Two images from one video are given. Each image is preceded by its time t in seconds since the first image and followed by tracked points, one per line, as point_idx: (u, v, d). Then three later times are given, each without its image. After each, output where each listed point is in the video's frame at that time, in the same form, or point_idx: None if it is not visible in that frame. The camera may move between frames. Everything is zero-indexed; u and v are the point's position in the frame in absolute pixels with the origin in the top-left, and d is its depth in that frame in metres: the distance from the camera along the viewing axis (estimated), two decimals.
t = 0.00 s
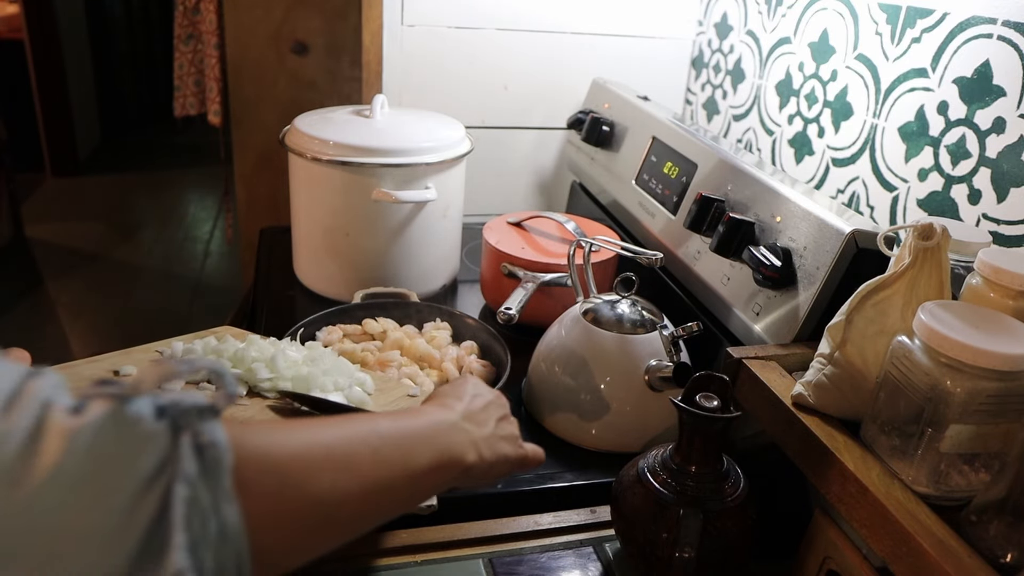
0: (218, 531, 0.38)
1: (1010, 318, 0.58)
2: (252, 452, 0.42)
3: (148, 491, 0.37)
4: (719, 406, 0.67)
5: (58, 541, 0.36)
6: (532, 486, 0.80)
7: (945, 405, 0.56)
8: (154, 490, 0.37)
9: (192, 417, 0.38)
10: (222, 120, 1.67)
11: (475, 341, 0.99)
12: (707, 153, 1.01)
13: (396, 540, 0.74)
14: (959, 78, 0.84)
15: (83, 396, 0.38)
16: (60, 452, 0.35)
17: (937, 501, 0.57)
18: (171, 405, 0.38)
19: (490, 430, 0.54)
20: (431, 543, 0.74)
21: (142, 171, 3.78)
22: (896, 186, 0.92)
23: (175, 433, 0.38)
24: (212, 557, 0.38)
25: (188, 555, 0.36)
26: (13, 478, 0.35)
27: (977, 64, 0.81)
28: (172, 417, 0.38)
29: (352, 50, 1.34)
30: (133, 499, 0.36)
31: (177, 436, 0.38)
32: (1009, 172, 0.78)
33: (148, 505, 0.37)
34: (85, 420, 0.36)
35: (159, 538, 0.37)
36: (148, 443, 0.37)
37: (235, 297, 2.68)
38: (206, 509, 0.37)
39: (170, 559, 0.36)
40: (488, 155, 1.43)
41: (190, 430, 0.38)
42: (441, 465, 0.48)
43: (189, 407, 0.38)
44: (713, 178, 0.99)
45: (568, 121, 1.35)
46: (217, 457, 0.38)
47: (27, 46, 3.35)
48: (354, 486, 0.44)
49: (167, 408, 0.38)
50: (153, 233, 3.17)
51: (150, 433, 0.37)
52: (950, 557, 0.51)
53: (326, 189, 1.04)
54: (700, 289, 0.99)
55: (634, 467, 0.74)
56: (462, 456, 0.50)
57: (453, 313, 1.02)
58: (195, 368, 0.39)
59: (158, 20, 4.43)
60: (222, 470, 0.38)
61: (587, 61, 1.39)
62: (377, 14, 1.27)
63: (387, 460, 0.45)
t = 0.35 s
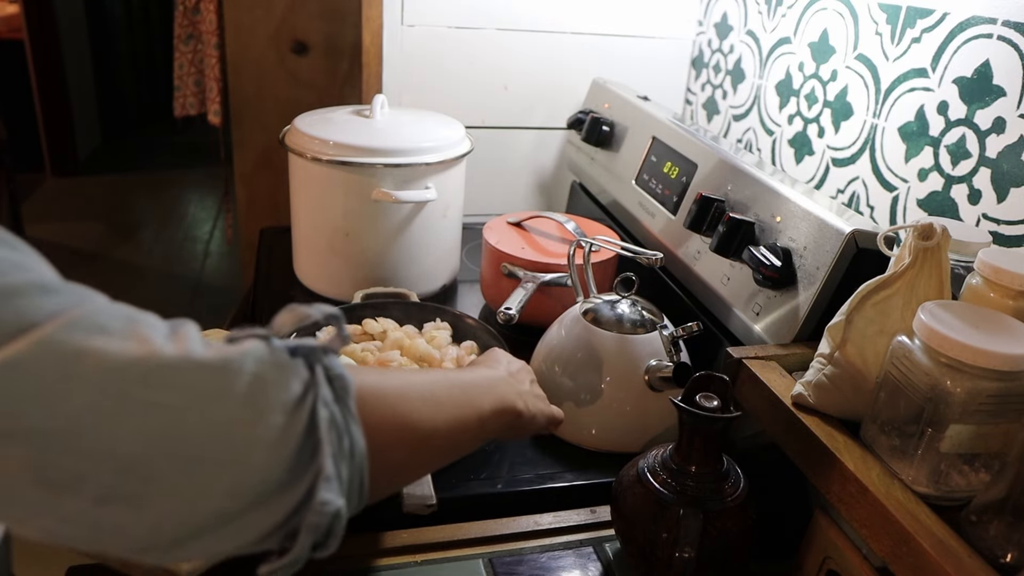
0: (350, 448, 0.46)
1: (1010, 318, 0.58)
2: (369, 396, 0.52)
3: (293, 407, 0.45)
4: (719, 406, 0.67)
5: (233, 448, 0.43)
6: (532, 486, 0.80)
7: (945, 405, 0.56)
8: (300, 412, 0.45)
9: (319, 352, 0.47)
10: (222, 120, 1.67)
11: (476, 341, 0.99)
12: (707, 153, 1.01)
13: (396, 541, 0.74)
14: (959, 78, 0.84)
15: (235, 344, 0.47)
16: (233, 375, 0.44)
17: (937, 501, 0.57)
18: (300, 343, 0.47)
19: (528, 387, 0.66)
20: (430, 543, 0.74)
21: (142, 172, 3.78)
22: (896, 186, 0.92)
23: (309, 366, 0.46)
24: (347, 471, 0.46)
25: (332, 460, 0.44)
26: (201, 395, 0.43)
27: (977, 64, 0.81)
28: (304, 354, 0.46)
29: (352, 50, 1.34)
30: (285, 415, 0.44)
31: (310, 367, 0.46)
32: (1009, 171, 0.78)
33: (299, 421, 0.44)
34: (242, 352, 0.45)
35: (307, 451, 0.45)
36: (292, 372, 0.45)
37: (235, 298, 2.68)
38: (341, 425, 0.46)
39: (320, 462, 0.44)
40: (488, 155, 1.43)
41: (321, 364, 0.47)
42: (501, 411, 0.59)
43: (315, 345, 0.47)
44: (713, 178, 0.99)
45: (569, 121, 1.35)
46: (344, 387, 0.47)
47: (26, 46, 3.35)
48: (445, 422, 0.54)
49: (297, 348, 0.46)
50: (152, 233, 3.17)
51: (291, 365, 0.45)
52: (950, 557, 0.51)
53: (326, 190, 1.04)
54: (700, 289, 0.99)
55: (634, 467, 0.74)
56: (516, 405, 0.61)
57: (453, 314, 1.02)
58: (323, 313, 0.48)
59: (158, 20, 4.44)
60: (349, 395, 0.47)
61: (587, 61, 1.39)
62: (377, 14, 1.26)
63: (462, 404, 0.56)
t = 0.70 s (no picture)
0: (408, 414, 0.48)
1: (1010, 318, 0.58)
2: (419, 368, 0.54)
3: (361, 377, 0.47)
4: (719, 406, 0.67)
5: (310, 413, 0.45)
6: (532, 486, 0.80)
7: (946, 405, 0.56)
8: (366, 380, 0.47)
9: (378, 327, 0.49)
10: (222, 120, 1.67)
11: (476, 340, 0.99)
12: (707, 153, 1.01)
13: (396, 540, 0.74)
14: (959, 78, 0.84)
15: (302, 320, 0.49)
16: (310, 346, 0.45)
17: (937, 501, 0.57)
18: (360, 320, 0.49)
19: (546, 372, 0.67)
20: (430, 543, 0.74)
21: (142, 172, 3.78)
22: (896, 186, 0.92)
23: (371, 340, 0.48)
24: (407, 435, 0.48)
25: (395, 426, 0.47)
26: (283, 364, 0.45)
27: (977, 64, 0.81)
28: (367, 330, 0.48)
29: (352, 51, 1.34)
30: (353, 384, 0.46)
31: (373, 340, 0.48)
32: (1009, 172, 0.78)
33: (365, 389, 0.47)
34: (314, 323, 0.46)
35: (372, 417, 0.48)
36: (358, 346, 0.47)
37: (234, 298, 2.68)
38: (402, 394, 0.48)
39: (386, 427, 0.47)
40: (488, 155, 1.43)
41: (382, 338, 0.49)
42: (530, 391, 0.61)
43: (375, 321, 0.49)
44: (713, 178, 0.99)
45: (568, 121, 1.35)
46: (404, 359, 0.49)
47: (26, 46, 3.35)
48: (484, 397, 0.57)
49: (360, 323, 0.48)
50: (152, 233, 3.17)
51: (357, 339, 0.47)
52: (950, 557, 0.51)
53: (325, 189, 1.04)
54: (700, 289, 0.99)
55: (634, 467, 0.74)
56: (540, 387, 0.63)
57: (453, 314, 1.02)
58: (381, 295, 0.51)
59: (158, 21, 4.45)
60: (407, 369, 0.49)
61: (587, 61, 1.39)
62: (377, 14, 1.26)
63: (496, 381, 0.59)
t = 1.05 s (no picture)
0: (408, 424, 0.48)
1: (1010, 318, 0.58)
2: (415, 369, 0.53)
3: (363, 390, 0.46)
4: (719, 406, 0.67)
5: (313, 426, 0.45)
6: (532, 486, 0.80)
7: (946, 405, 0.56)
8: (369, 392, 0.47)
9: (383, 336, 0.48)
10: (222, 120, 1.67)
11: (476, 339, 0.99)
12: (707, 153, 1.01)
13: (395, 540, 0.74)
14: (959, 78, 0.84)
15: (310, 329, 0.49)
16: (314, 359, 0.45)
17: (937, 501, 0.57)
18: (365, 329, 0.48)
19: (546, 355, 0.68)
20: (430, 543, 0.74)
21: (142, 172, 3.78)
22: (896, 186, 0.92)
23: (375, 350, 0.48)
24: (407, 444, 0.49)
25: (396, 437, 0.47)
26: (285, 379, 0.44)
27: (977, 64, 0.81)
28: (370, 339, 0.48)
29: (352, 51, 1.34)
30: (354, 397, 0.46)
31: (377, 350, 0.48)
32: (1009, 171, 0.78)
33: (367, 402, 0.46)
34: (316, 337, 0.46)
35: (375, 428, 0.47)
36: (361, 357, 0.47)
37: (235, 298, 2.68)
38: (403, 405, 0.48)
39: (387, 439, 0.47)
40: (488, 155, 1.43)
41: (385, 348, 0.48)
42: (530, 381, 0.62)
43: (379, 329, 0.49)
44: (713, 178, 0.99)
45: (568, 121, 1.35)
46: (405, 368, 0.49)
47: (26, 46, 3.35)
48: (482, 396, 0.57)
49: (364, 332, 0.48)
50: (152, 233, 3.18)
51: (360, 349, 0.47)
52: (950, 557, 0.51)
53: (325, 186, 1.04)
54: (700, 289, 0.99)
55: (634, 467, 0.74)
56: (536, 376, 0.63)
57: (453, 313, 1.02)
58: (386, 301, 0.53)
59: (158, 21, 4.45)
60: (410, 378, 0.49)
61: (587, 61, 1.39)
62: (377, 14, 1.26)
63: (499, 375, 0.59)
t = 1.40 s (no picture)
0: (372, 458, 0.48)
1: (1011, 318, 0.58)
2: (382, 389, 0.54)
3: (314, 424, 0.46)
4: (719, 406, 0.67)
5: (265, 467, 0.44)
6: (532, 486, 0.80)
7: (945, 405, 0.56)
8: (319, 426, 0.46)
9: (330, 358, 0.48)
10: (222, 120, 1.67)
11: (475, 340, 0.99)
12: (707, 153, 1.01)
13: (396, 540, 0.74)
14: (959, 78, 0.84)
15: (244, 359, 0.47)
16: (253, 397, 0.44)
17: (937, 501, 0.57)
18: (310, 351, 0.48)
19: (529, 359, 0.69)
20: (430, 543, 0.74)
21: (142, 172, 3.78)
22: (896, 186, 0.92)
23: (320, 375, 0.47)
24: (370, 480, 0.48)
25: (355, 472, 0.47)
26: (229, 422, 0.43)
27: (977, 64, 0.81)
28: (314, 362, 0.48)
29: (352, 51, 1.34)
30: (304, 434, 0.46)
31: (322, 376, 0.47)
32: (1009, 171, 0.78)
33: (319, 436, 0.46)
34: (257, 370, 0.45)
35: (333, 466, 0.47)
36: (305, 384, 0.46)
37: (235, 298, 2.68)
38: (361, 435, 0.48)
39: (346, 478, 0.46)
40: (488, 155, 1.43)
41: (333, 371, 0.48)
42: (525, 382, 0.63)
43: (323, 351, 0.48)
44: (713, 178, 0.99)
45: (569, 121, 1.35)
46: (360, 393, 0.48)
47: (27, 46, 3.35)
48: (457, 408, 0.57)
49: (308, 356, 0.48)
50: (153, 233, 3.18)
51: (304, 376, 0.46)
52: (950, 557, 0.51)
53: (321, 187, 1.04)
54: (700, 289, 0.99)
55: (634, 467, 0.74)
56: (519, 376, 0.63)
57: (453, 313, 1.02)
58: (332, 314, 0.48)
59: (158, 21, 4.45)
60: (365, 402, 0.49)
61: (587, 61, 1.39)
62: (377, 14, 1.26)
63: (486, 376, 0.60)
